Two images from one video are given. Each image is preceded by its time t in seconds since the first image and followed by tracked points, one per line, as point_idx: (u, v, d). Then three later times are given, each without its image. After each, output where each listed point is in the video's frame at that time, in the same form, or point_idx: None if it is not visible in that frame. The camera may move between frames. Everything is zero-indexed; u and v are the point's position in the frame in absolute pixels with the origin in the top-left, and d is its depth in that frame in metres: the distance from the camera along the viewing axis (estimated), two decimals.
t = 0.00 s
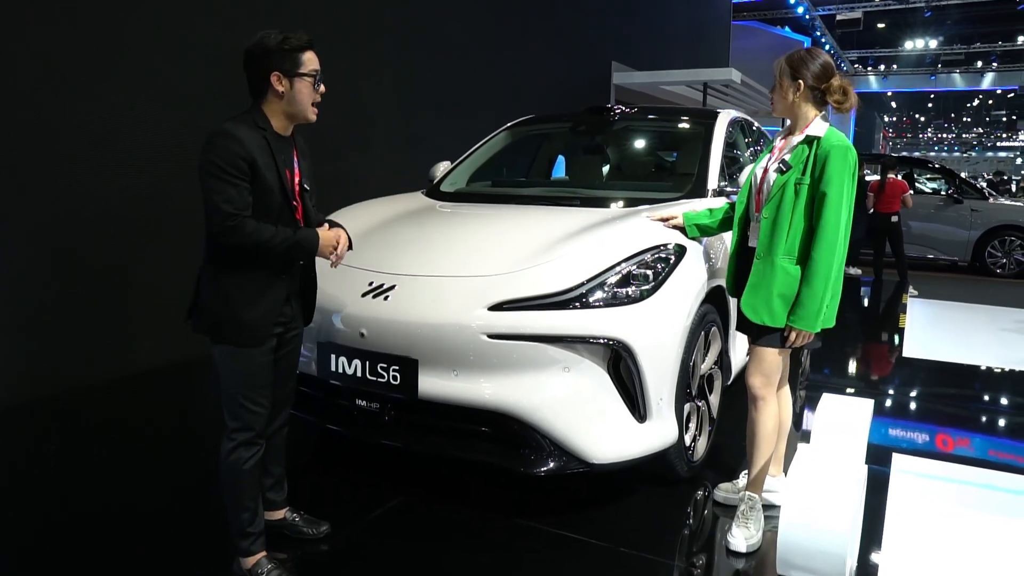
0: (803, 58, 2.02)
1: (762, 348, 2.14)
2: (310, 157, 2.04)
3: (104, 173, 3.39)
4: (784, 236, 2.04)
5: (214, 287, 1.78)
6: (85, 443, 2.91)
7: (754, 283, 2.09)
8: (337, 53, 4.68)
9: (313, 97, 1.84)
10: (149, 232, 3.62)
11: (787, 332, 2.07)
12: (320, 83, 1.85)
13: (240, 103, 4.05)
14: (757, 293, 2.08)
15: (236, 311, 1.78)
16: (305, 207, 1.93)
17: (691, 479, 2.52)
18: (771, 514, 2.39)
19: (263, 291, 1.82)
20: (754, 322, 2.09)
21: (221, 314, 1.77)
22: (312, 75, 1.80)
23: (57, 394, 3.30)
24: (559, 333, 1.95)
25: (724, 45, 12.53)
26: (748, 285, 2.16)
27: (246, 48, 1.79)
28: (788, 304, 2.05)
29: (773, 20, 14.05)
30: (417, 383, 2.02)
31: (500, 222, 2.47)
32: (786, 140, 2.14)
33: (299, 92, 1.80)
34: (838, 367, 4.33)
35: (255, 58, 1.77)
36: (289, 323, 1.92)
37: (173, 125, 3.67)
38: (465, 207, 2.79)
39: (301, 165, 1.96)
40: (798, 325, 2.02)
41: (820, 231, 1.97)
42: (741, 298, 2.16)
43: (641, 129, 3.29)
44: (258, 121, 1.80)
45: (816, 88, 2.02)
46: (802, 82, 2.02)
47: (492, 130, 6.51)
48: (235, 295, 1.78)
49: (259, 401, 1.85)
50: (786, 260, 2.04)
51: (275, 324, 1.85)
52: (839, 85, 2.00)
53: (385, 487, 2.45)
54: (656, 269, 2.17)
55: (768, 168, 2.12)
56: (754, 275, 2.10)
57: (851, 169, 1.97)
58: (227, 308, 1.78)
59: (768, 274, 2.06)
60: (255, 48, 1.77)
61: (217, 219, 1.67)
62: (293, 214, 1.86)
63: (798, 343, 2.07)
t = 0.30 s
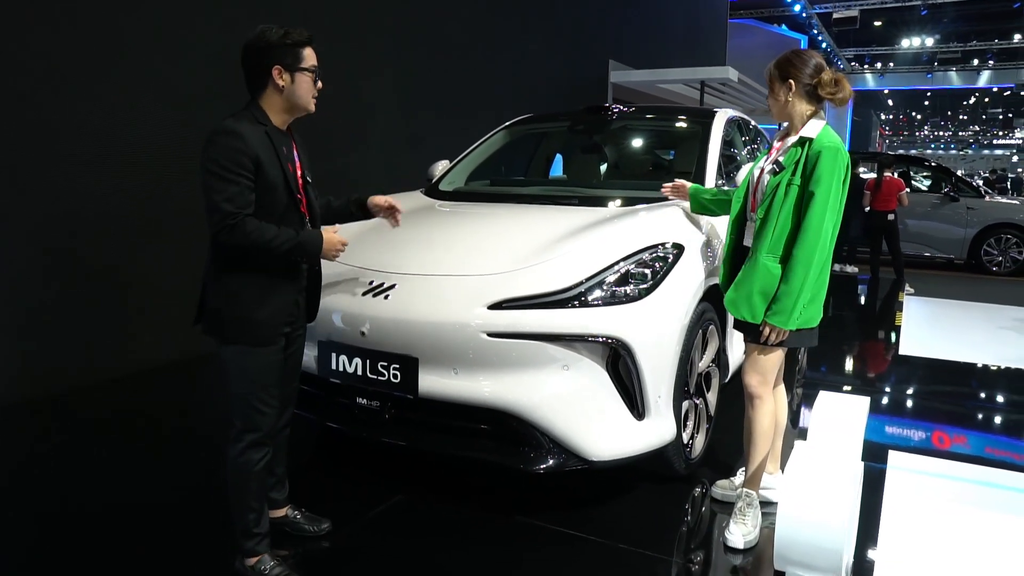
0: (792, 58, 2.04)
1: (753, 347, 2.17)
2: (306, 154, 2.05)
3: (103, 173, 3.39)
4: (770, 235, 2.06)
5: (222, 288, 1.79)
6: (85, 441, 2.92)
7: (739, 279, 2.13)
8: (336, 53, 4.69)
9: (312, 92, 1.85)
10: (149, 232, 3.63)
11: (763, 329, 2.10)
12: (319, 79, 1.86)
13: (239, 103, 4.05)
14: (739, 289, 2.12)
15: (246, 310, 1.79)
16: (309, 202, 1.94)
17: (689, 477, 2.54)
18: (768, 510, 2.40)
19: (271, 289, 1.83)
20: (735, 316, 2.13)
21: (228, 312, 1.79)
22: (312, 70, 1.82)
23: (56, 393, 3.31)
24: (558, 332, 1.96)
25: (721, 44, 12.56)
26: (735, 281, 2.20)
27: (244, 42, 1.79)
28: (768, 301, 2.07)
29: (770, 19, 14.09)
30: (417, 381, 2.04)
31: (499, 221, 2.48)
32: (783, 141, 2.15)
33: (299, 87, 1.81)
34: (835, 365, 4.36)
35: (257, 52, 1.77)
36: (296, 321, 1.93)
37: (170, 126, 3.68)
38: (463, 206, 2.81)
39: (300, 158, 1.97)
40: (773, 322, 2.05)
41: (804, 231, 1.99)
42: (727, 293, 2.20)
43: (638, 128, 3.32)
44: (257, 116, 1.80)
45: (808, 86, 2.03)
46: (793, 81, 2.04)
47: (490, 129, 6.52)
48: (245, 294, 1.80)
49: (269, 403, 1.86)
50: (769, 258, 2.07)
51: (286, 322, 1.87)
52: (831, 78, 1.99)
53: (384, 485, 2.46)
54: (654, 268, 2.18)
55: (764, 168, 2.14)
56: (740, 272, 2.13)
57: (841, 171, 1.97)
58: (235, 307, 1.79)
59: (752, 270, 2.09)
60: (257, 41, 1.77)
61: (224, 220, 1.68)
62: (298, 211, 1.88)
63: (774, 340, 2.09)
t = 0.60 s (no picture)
0: (784, 60, 2.06)
1: (753, 346, 2.18)
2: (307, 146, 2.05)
3: (102, 174, 3.40)
4: (772, 238, 2.08)
5: (233, 284, 1.81)
6: (86, 440, 2.93)
7: (744, 283, 2.15)
8: (336, 53, 4.70)
9: (309, 86, 1.89)
10: (149, 231, 3.64)
11: (773, 331, 2.12)
12: (314, 72, 1.90)
13: (239, 103, 4.07)
14: (746, 292, 2.14)
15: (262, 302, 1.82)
16: (317, 193, 1.92)
17: (686, 474, 2.56)
18: (765, 507, 2.43)
19: (285, 285, 1.85)
20: (743, 320, 2.14)
21: (243, 309, 1.81)
22: (309, 63, 1.86)
23: (57, 392, 3.32)
24: (557, 330, 1.98)
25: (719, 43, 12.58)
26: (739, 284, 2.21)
27: (238, 42, 1.80)
28: (775, 304, 2.09)
29: (768, 18, 14.09)
30: (417, 379, 2.06)
31: (498, 220, 2.50)
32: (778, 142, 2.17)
33: (299, 80, 1.85)
34: (833, 363, 4.39)
35: (255, 48, 1.78)
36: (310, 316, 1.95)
37: (170, 126, 3.69)
38: (462, 205, 2.83)
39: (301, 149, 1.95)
40: (784, 325, 2.07)
41: (807, 233, 2.01)
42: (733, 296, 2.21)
43: (636, 128, 3.33)
44: (260, 113, 1.81)
45: (800, 89, 2.05)
46: (785, 84, 2.06)
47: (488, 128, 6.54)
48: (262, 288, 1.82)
49: (273, 401, 1.87)
50: (774, 261, 2.09)
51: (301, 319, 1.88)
52: (823, 82, 2.02)
53: (385, 482, 2.48)
54: (652, 266, 2.20)
55: (760, 170, 2.16)
56: (744, 276, 2.15)
57: (837, 171, 1.99)
58: (245, 304, 1.81)
59: (757, 274, 2.11)
60: (255, 37, 1.78)
61: (237, 216, 1.70)
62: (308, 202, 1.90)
63: (784, 341, 2.11)
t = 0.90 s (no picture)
0: (780, 61, 2.07)
1: (751, 343, 2.19)
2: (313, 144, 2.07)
3: (102, 174, 3.42)
4: (769, 237, 2.10)
5: (236, 284, 1.84)
6: (86, 439, 2.95)
7: (740, 282, 2.16)
8: (335, 53, 4.72)
9: (314, 90, 1.90)
10: (149, 231, 3.66)
11: (769, 329, 2.13)
12: (319, 77, 1.91)
13: (239, 103, 4.08)
14: (743, 291, 2.15)
15: (268, 303, 1.83)
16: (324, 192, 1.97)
17: (684, 471, 2.58)
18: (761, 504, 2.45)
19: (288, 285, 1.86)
20: (739, 319, 2.16)
21: (246, 309, 1.83)
22: (313, 68, 1.87)
23: (57, 392, 3.34)
24: (554, 328, 2.00)
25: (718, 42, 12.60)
26: (736, 283, 2.23)
27: (244, 46, 1.82)
28: (771, 302, 2.11)
29: (767, 17, 14.11)
30: (416, 377, 2.07)
31: (496, 220, 2.52)
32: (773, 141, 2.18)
33: (303, 85, 1.85)
34: (832, 362, 4.41)
35: (260, 52, 1.80)
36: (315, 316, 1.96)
37: (170, 126, 3.71)
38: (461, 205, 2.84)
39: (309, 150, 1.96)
40: (780, 323, 2.08)
41: (803, 232, 2.02)
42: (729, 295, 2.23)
43: (634, 128, 3.35)
44: (262, 116, 1.82)
45: (797, 89, 2.06)
46: (782, 84, 2.07)
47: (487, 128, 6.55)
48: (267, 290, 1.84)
49: (281, 398, 1.89)
50: (770, 260, 2.10)
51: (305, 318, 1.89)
52: (818, 82, 2.02)
53: (384, 480, 2.49)
54: (649, 265, 2.22)
55: (756, 169, 2.18)
56: (741, 274, 2.16)
57: (833, 171, 2.02)
58: (248, 303, 1.83)
59: (753, 272, 2.13)
60: (259, 42, 1.80)
61: (238, 220, 1.72)
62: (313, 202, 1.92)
63: (780, 340, 2.13)
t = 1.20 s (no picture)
0: (775, 64, 2.08)
1: (748, 343, 2.21)
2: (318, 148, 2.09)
3: (102, 174, 3.43)
4: (767, 238, 2.11)
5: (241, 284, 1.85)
6: (87, 438, 2.96)
7: (739, 283, 2.17)
8: (335, 53, 4.73)
9: (318, 96, 1.91)
10: (149, 231, 3.67)
11: (766, 329, 2.14)
12: (324, 83, 1.92)
13: (239, 103, 4.09)
14: (741, 292, 2.16)
15: (268, 305, 1.84)
16: (326, 196, 1.97)
17: (682, 471, 2.59)
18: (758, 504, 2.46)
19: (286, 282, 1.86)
20: (738, 319, 2.17)
21: (248, 309, 1.84)
22: (317, 74, 1.88)
23: (57, 391, 3.35)
24: (553, 329, 2.01)
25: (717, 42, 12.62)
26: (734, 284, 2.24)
27: (249, 52, 1.83)
28: (769, 303, 2.12)
29: (766, 17, 14.13)
30: (416, 377, 2.08)
31: (496, 220, 2.53)
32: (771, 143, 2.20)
33: (306, 91, 1.86)
34: (830, 363, 4.42)
35: (263, 55, 1.81)
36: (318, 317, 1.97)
37: (171, 126, 3.72)
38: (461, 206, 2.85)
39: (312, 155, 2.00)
40: (777, 324, 2.10)
41: (800, 233, 2.04)
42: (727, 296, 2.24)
43: (633, 129, 3.35)
44: (265, 121, 1.84)
45: (792, 93, 2.07)
46: (777, 87, 2.09)
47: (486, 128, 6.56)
48: (266, 293, 1.84)
49: (286, 395, 1.91)
50: (768, 261, 2.11)
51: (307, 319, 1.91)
52: (813, 85, 2.04)
53: (384, 479, 2.51)
54: (648, 266, 2.23)
55: (755, 171, 2.19)
56: (739, 275, 2.17)
57: (831, 172, 2.03)
58: (248, 305, 1.84)
59: (751, 273, 2.14)
60: (260, 47, 1.81)
61: (235, 223, 1.73)
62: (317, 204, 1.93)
63: (778, 340, 2.14)
